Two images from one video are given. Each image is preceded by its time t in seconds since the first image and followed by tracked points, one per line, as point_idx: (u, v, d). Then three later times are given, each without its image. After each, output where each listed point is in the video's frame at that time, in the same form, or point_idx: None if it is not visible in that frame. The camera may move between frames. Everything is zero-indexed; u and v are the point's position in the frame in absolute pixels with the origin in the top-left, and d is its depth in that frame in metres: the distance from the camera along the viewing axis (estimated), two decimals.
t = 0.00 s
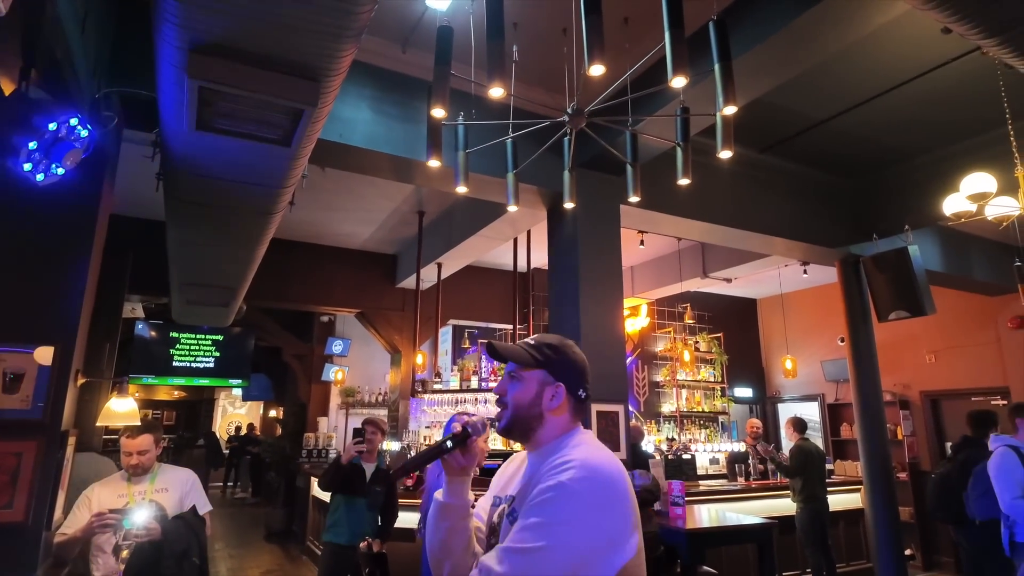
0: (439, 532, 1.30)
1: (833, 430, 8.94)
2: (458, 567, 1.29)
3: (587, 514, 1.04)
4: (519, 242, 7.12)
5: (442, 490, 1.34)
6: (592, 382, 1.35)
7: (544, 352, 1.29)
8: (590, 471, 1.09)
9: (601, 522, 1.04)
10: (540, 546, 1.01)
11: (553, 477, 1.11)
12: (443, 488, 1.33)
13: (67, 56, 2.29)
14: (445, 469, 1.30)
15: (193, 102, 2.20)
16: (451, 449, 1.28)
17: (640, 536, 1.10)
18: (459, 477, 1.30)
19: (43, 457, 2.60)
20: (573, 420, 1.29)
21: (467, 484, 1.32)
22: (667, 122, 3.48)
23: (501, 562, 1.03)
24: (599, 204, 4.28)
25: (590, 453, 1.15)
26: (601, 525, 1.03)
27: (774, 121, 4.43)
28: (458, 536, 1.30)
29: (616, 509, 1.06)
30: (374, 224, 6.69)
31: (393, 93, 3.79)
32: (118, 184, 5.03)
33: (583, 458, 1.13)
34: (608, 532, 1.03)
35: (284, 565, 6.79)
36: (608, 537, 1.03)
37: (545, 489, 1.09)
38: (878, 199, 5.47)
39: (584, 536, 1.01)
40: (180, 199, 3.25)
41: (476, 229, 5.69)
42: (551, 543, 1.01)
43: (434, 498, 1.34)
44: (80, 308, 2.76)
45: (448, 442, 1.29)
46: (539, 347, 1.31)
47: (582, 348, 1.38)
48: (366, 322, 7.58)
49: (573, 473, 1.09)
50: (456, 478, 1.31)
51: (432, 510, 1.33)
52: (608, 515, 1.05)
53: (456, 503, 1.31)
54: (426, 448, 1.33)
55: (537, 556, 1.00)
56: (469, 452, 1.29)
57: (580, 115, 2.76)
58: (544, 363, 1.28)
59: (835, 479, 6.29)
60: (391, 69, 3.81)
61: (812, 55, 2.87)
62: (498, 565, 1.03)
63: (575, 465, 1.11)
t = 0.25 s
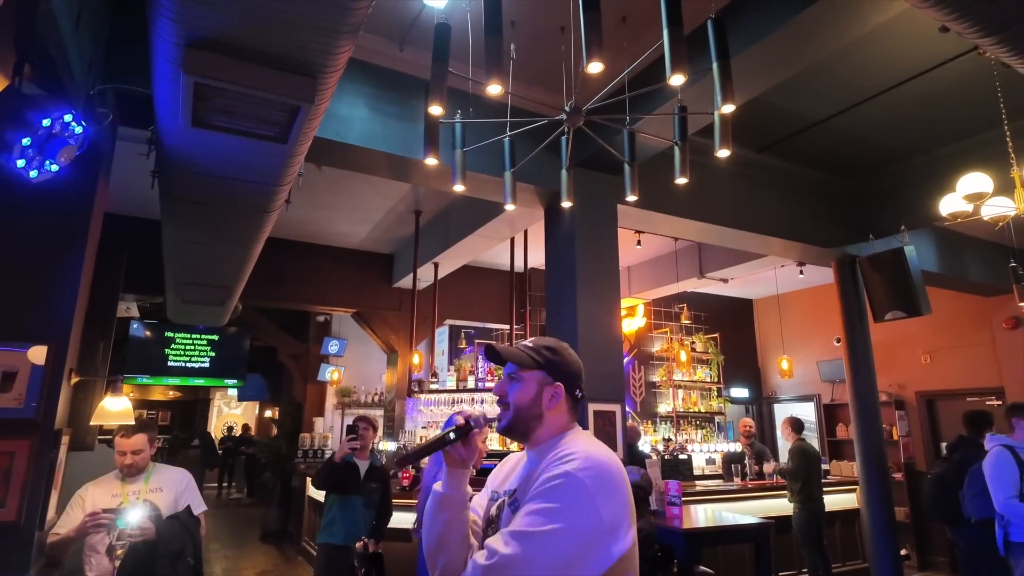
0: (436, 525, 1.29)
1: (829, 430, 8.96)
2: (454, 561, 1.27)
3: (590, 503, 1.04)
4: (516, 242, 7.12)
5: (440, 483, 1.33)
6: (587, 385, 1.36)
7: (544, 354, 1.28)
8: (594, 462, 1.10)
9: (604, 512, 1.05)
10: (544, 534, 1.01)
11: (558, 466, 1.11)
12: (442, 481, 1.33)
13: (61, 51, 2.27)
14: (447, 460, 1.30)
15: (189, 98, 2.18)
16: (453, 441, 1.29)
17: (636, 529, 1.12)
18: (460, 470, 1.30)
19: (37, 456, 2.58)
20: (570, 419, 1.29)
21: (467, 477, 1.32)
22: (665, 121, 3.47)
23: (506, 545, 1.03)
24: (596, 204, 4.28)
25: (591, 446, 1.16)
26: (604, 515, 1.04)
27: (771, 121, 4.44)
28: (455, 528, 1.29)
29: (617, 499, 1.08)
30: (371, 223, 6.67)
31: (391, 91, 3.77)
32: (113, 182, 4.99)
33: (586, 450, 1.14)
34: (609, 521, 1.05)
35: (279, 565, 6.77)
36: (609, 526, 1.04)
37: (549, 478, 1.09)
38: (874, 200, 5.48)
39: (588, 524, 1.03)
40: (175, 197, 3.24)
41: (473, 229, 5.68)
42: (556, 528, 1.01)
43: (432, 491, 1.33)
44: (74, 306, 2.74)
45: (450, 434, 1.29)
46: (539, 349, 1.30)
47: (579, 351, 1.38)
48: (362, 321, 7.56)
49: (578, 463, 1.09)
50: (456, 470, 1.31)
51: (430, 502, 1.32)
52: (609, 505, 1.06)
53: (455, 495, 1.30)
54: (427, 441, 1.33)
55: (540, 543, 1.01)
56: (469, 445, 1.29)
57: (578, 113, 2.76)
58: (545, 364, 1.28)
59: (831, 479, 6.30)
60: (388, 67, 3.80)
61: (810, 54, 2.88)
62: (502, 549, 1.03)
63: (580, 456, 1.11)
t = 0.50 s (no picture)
0: (438, 514, 1.29)
1: (825, 432, 8.98)
2: (451, 553, 1.26)
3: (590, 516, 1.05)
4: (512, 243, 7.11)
5: (444, 474, 1.33)
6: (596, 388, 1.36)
7: (556, 355, 1.29)
8: (596, 475, 1.09)
9: (601, 526, 1.05)
10: (542, 543, 1.01)
11: (560, 472, 1.10)
12: (446, 472, 1.33)
13: (55, 51, 2.26)
14: (449, 452, 1.32)
15: (184, 99, 2.17)
16: (458, 434, 1.31)
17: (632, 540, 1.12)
18: (463, 463, 1.31)
19: (30, 459, 2.56)
20: (576, 422, 1.29)
21: (468, 471, 1.32)
22: (661, 123, 3.47)
23: (504, 550, 1.02)
24: (593, 206, 4.28)
25: (594, 455, 1.15)
26: (600, 530, 1.04)
27: (768, 123, 4.44)
28: (455, 519, 1.28)
29: (615, 513, 1.08)
30: (367, 224, 6.66)
31: (387, 92, 3.76)
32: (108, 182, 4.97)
33: (589, 459, 1.12)
34: (606, 536, 1.05)
35: (275, 567, 6.74)
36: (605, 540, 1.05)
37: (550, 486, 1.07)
38: (870, 202, 5.50)
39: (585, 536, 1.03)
40: (170, 198, 3.22)
41: (470, 230, 5.68)
42: (555, 537, 1.01)
43: (436, 482, 1.34)
44: (68, 308, 2.72)
45: (455, 427, 1.31)
46: (551, 350, 1.30)
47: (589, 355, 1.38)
48: (359, 322, 7.54)
49: (581, 473, 1.08)
50: (459, 461, 1.31)
51: (433, 492, 1.32)
52: (607, 519, 1.06)
53: (457, 486, 1.30)
54: (432, 432, 1.35)
55: (536, 552, 1.01)
56: (473, 439, 1.31)
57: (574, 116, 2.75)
58: (556, 364, 1.28)
59: (826, 480, 6.32)
60: (384, 68, 3.79)
61: (806, 57, 2.88)
62: (501, 552, 1.03)
63: (583, 466, 1.10)
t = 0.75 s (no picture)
0: (430, 525, 1.28)
1: (822, 432, 8.99)
2: (447, 560, 1.26)
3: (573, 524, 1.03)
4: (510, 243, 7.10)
5: (433, 483, 1.32)
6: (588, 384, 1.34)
7: (544, 350, 1.28)
8: (577, 483, 1.06)
9: (584, 535, 1.03)
10: (518, 560, 0.99)
11: (540, 484, 1.08)
12: (434, 483, 1.32)
13: (51, 48, 2.24)
14: (436, 462, 1.30)
15: (180, 97, 2.16)
16: (441, 444, 1.28)
17: (624, 544, 1.09)
18: (450, 471, 1.30)
19: (23, 459, 2.54)
20: (566, 418, 1.28)
21: (457, 479, 1.31)
22: (660, 123, 3.47)
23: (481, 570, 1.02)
24: (591, 206, 4.27)
25: (578, 459, 1.12)
26: (583, 540, 1.02)
27: (765, 123, 4.45)
28: (447, 527, 1.27)
29: (601, 518, 1.06)
30: (365, 224, 6.65)
31: (385, 92, 3.76)
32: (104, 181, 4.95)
33: (571, 467, 1.10)
34: (593, 542, 1.03)
35: (271, 568, 6.72)
36: (591, 547, 1.03)
37: (530, 497, 1.06)
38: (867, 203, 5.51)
39: (566, 549, 1.00)
40: (166, 197, 3.20)
41: (468, 230, 5.67)
42: (532, 555, 0.99)
43: (426, 494, 1.33)
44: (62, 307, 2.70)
45: (436, 437, 1.29)
46: (538, 345, 1.30)
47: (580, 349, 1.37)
48: (356, 322, 7.52)
49: (562, 483, 1.06)
50: (448, 471, 1.30)
51: (424, 503, 1.32)
52: (593, 525, 1.04)
53: (447, 496, 1.29)
54: (417, 444, 1.33)
55: (513, 568, 0.99)
56: (459, 449, 1.29)
57: (572, 114, 2.74)
58: (543, 360, 1.27)
59: (823, 481, 6.32)
60: (382, 67, 3.78)
61: (804, 57, 2.89)
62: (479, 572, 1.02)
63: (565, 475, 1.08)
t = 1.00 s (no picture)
0: (428, 534, 1.27)
1: (818, 433, 9.00)
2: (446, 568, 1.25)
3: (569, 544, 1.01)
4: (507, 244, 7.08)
5: (429, 493, 1.30)
6: (587, 386, 1.31)
7: (535, 352, 1.27)
8: (572, 498, 1.04)
9: (581, 551, 1.00)
10: None
11: (533, 500, 1.06)
12: (431, 491, 1.30)
13: (41, 47, 2.22)
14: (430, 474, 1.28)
15: (171, 97, 2.14)
16: (433, 455, 1.26)
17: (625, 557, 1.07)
18: (445, 481, 1.27)
19: (12, 463, 2.51)
20: (564, 423, 1.24)
21: (454, 488, 1.29)
22: (656, 123, 3.46)
23: None
24: (587, 207, 4.26)
25: (572, 474, 1.10)
26: (580, 557, 0.99)
27: (762, 124, 4.44)
28: (445, 535, 1.26)
29: (597, 535, 1.03)
30: (360, 224, 6.62)
31: (380, 92, 3.73)
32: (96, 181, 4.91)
33: (566, 481, 1.07)
34: (589, 560, 1.00)
35: (266, 570, 6.68)
36: (589, 562, 1.00)
37: (523, 515, 1.05)
38: (863, 204, 5.51)
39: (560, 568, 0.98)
40: (158, 197, 3.18)
41: (464, 230, 5.65)
42: None
43: (422, 504, 1.31)
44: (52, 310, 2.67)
45: (428, 448, 1.26)
46: (530, 347, 1.28)
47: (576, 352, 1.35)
48: (351, 323, 7.49)
49: (553, 501, 1.04)
50: (443, 481, 1.28)
51: (421, 512, 1.30)
52: (590, 543, 1.01)
53: (444, 505, 1.27)
54: (411, 453, 1.31)
55: None
56: (452, 460, 1.26)
57: (568, 115, 2.73)
58: (535, 363, 1.25)
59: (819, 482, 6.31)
60: (377, 67, 3.76)
61: (800, 59, 2.88)
62: None
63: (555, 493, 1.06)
